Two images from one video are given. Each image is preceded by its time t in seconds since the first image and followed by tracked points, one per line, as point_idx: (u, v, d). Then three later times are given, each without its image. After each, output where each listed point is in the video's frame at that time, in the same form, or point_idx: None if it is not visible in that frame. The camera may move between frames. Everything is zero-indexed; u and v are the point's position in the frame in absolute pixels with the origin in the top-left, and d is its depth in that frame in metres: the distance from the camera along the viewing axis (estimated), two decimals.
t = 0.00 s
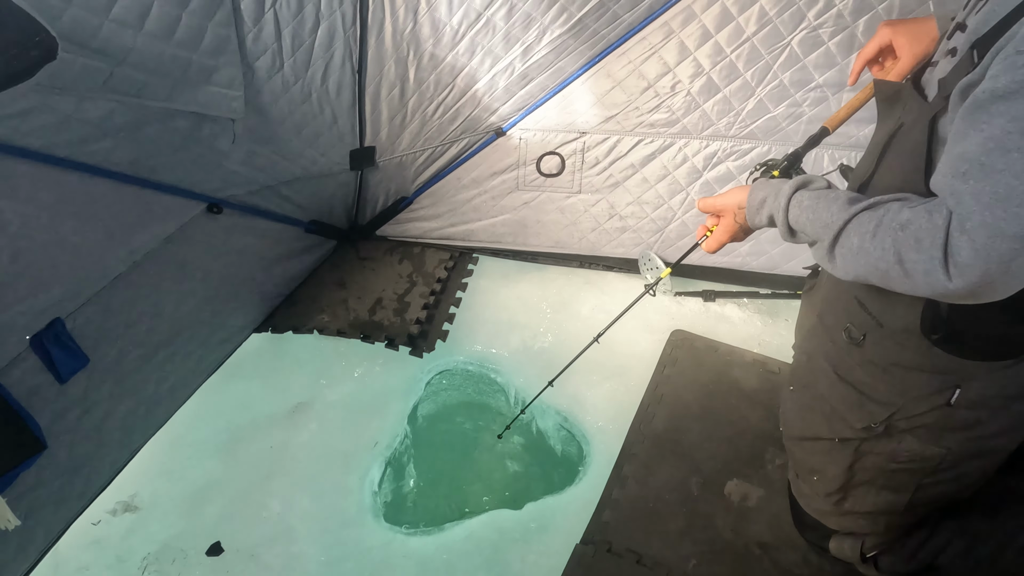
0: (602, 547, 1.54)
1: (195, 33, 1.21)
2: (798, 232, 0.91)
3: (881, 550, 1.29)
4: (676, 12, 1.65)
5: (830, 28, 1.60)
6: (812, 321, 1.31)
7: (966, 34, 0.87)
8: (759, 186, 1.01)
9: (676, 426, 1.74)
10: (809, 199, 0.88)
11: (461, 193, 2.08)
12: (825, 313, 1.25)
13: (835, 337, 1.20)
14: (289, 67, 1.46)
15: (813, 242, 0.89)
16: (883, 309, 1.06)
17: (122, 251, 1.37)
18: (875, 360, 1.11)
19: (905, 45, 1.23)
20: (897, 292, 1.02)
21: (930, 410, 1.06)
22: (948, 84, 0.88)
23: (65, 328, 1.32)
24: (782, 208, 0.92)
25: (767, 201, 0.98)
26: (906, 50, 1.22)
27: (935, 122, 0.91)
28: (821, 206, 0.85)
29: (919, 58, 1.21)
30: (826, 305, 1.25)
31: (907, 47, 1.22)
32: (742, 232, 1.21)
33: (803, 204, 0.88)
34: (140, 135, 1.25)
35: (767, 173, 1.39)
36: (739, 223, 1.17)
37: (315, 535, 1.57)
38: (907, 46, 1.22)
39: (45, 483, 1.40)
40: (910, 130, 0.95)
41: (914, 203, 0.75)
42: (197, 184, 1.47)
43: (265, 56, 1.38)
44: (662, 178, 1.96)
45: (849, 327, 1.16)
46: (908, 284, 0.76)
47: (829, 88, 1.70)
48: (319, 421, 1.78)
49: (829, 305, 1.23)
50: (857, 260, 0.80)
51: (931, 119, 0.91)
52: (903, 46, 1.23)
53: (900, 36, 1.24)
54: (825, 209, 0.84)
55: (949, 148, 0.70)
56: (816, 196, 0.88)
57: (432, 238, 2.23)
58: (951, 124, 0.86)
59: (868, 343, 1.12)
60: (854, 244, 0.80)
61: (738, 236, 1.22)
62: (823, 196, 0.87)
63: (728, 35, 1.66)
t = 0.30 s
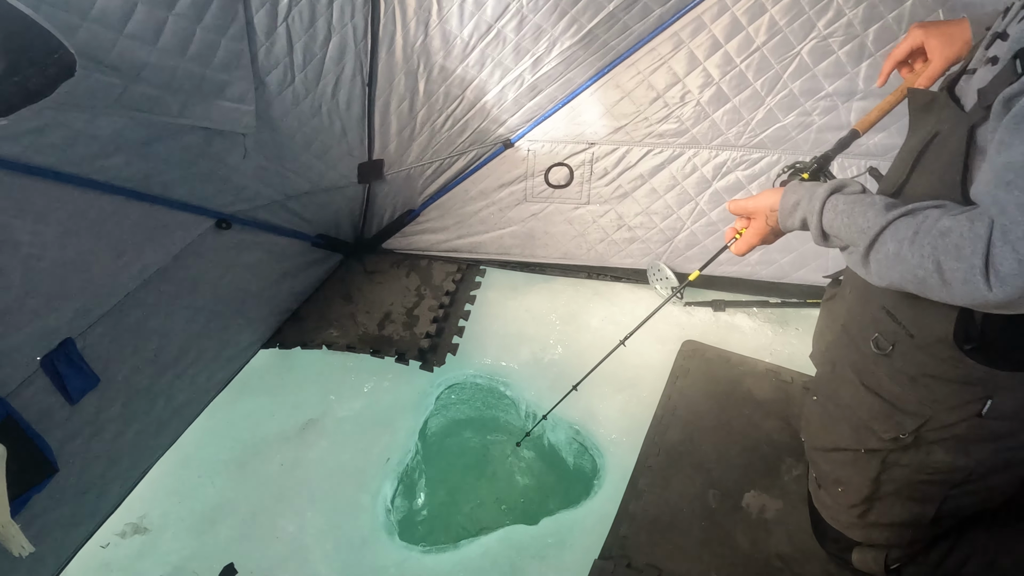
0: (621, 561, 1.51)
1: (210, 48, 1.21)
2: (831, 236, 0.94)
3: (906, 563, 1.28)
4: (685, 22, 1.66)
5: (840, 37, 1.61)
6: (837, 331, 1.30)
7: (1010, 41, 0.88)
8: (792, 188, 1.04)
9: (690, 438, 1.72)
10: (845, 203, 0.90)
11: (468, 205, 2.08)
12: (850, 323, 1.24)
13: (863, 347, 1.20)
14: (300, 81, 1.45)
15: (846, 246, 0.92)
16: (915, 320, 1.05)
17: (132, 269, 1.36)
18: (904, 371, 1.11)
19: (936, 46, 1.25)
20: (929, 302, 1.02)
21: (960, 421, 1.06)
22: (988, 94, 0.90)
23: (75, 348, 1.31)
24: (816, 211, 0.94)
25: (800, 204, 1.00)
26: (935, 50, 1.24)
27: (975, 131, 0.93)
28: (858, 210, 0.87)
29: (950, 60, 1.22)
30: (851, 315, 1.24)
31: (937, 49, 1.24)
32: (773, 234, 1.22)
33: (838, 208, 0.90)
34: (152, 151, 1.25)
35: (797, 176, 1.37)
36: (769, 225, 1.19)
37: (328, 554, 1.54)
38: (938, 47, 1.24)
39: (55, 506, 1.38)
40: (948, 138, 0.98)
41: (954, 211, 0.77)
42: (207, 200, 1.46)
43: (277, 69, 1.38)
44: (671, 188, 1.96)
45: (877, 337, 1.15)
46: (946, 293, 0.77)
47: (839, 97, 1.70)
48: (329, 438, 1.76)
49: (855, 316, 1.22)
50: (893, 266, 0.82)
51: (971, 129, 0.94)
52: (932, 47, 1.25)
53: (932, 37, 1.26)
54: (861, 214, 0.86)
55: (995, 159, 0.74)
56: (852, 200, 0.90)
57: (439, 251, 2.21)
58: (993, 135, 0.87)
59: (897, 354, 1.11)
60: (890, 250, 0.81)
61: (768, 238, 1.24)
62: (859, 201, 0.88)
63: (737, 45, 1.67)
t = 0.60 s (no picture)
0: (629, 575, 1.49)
1: (219, 61, 1.22)
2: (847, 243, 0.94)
3: None
4: (691, 36, 1.67)
5: (845, 50, 1.62)
6: (849, 343, 1.28)
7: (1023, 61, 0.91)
8: (807, 194, 1.04)
9: (697, 450, 1.70)
10: (863, 211, 0.90)
11: (474, 217, 2.08)
12: (861, 336, 1.23)
13: (875, 360, 1.18)
14: (309, 94, 1.46)
15: (862, 255, 0.92)
16: (930, 333, 1.04)
17: (140, 281, 1.36)
18: (917, 385, 1.09)
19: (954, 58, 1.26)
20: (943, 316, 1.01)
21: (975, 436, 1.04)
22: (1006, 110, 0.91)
23: (83, 361, 1.31)
24: (834, 219, 0.95)
25: (817, 210, 1.00)
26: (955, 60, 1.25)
27: (989, 147, 0.94)
28: (876, 218, 0.87)
29: (968, 72, 1.23)
30: (863, 328, 1.23)
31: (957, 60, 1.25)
32: (789, 240, 1.22)
33: (856, 216, 0.90)
34: (161, 164, 1.25)
35: (813, 183, 1.35)
36: (786, 230, 1.18)
37: (334, 568, 1.53)
38: (957, 58, 1.25)
39: (61, 519, 1.37)
40: (962, 153, 0.98)
41: (972, 225, 0.77)
42: (215, 212, 1.47)
43: (286, 82, 1.39)
44: (677, 201, 1.96)
45: (892, 351, 1.13)
46: (962, 307, 0.78)
47: (844, 109, 1.71)
48: (335, 450, 1.75)
49: (867, 329, 1.21)
50: (910, 278, 0.82)
51: (986, 144, 0.94)
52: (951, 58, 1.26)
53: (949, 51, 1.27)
54: (879, 223, 0.86)
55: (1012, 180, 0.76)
56: (870, 208, 0.90)
57: (444, 263, 2.22)
58: (1010, 152, 0.89)
59: (911, 368, 1.10)
60: (908, 262, 0.82)
61: (784, 243, 1.23)
62: (878, 209, 0.89)
63: (743, 58, 1.68)
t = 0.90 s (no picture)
0: None
1: (230, 79, 1.24)
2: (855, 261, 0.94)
3: None
4: (696, 56, 1.69)
5: (849, 72, 1.64)
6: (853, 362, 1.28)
7: None
8: (818, 212, 1.04)
9: (701, 469, 1.69)
10: (873, 230, 0.90)
11: (481, 234, 2.10)
12: (864, 356, 1.22)
13: (879, 380, 1.17)
14: (318, 112, 1.49)
15: (869, 273, 0.92)
16: (934, 354, 1.03)
17: (149, 295, 1.38)
18: (921, 406, 1.08)
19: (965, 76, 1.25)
20: (946, 337, 1.00)
21: (980, 458, 1.03)
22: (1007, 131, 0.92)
23: (92, 373, 1.33)
24: (843, 237, 0.95)
25: (826, 228, 1.00)
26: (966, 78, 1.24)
27: (992, 170, 0.94)
28: (885, 238, 0.87)
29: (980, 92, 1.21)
30: (866, 348, 1.22)
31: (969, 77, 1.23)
32: (797, 256, 1.21)
33: (866, 234, 0.91)
34: (172, 179, 1.28)
35: (824, 200, 1.35)
36: (793, 246, 1.17)
37: None
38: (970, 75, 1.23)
39: (67, 531, 1.38)
40: (965, 175, 0.98)
41: (979, 248, 0.78)
42: (225, 227, 1.49)
43: (296, 100, 1.41)
44: (683, 219, 1.97)
45: (896, 371, 1.12)
46: (970, 329, 0.78)
47: (849, 130, 1.73)
48: (340, 464, 1.75)
49: (870, 349, 1.20)
50: (920, 300, 0.82)
51: (988, 169, 0.95)
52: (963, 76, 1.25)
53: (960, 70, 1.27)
54: (889, 243, 0.86)
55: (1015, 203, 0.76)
56: (879, 227, 0.90)
57: (451, 279, 2.23)
58: (1013, 177, 0.89)
59: (915, 389, 1.09)
60: (916, 283, 0.82)
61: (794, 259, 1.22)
62: (887, 228, 0.89)
63: (748, 79, 1.70)
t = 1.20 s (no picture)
0: None
1: (239, 90, 1.28)
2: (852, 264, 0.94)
3: None
4: (699, 73, 1.71)
5: (851, 88, 1.66)
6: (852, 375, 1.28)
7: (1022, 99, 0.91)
8: (811, 224, 1.05)
9: (701, 482, 1.68)
10: (872, 234, 0.91)
11: (486, 246, 2.13)
12: (864, 368, 1.22)
13: (876, 392, 1.18)
14: (325, 124, 1.53)
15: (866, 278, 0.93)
16: (929, 367, 1.03)
17: (156, 300, 1.42)
18: (917, 419, 1.08)
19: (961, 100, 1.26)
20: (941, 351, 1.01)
21: (975, 472, 1.03)
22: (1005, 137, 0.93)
23: (98, 375, 1.36)
24: (842, 239, 0.96)
25: (825, 230, 1.01)
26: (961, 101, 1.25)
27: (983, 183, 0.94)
28: (884, 243, 0.88)
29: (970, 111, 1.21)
30: (865, 360, 1.23)
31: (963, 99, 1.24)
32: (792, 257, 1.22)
33: (864, 238, 0.92)
34: (181, 188, 1.31)
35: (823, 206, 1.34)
36: (789, 246, 1.18)
37: None
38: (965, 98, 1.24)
39: (70, 531, 1.40)
40: (959, 188, 0.99)
41: (975, 256, 0.79)
42: (232, 235, 1.53)
43: (303, 112, 1.45)
44: (686, 233, 1.98)
45: (892, 384, 1.13)
46: (963, 338, 0.79)
47: (851, 146, 1.74)
48: (341, 471, 1.77)
49: (869, 361, 1.21)
50: (914, 305, 0.82)
51: (980, 182, 0.94)
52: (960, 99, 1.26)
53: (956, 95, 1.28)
54: (886, 248, 0.87)
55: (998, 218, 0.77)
56: (878, 232, 0.91)
57: (456, 290, 2.26)
58: (1005, 190, 0.89)
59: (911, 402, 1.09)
60: (911, 288, 0.83)
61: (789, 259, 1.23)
62: (885, 233, 0.90)
63: (750, 95, 1.72)
